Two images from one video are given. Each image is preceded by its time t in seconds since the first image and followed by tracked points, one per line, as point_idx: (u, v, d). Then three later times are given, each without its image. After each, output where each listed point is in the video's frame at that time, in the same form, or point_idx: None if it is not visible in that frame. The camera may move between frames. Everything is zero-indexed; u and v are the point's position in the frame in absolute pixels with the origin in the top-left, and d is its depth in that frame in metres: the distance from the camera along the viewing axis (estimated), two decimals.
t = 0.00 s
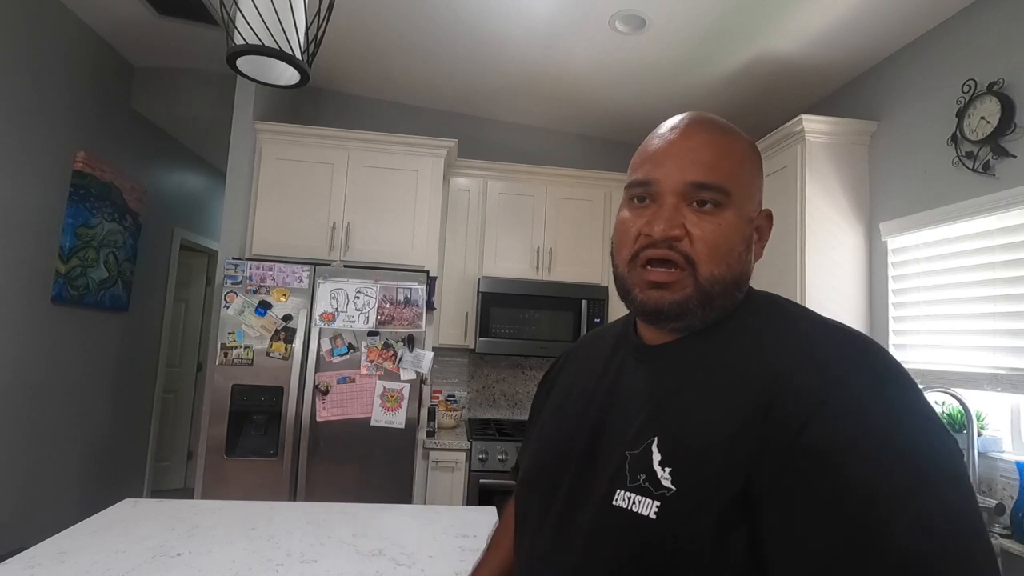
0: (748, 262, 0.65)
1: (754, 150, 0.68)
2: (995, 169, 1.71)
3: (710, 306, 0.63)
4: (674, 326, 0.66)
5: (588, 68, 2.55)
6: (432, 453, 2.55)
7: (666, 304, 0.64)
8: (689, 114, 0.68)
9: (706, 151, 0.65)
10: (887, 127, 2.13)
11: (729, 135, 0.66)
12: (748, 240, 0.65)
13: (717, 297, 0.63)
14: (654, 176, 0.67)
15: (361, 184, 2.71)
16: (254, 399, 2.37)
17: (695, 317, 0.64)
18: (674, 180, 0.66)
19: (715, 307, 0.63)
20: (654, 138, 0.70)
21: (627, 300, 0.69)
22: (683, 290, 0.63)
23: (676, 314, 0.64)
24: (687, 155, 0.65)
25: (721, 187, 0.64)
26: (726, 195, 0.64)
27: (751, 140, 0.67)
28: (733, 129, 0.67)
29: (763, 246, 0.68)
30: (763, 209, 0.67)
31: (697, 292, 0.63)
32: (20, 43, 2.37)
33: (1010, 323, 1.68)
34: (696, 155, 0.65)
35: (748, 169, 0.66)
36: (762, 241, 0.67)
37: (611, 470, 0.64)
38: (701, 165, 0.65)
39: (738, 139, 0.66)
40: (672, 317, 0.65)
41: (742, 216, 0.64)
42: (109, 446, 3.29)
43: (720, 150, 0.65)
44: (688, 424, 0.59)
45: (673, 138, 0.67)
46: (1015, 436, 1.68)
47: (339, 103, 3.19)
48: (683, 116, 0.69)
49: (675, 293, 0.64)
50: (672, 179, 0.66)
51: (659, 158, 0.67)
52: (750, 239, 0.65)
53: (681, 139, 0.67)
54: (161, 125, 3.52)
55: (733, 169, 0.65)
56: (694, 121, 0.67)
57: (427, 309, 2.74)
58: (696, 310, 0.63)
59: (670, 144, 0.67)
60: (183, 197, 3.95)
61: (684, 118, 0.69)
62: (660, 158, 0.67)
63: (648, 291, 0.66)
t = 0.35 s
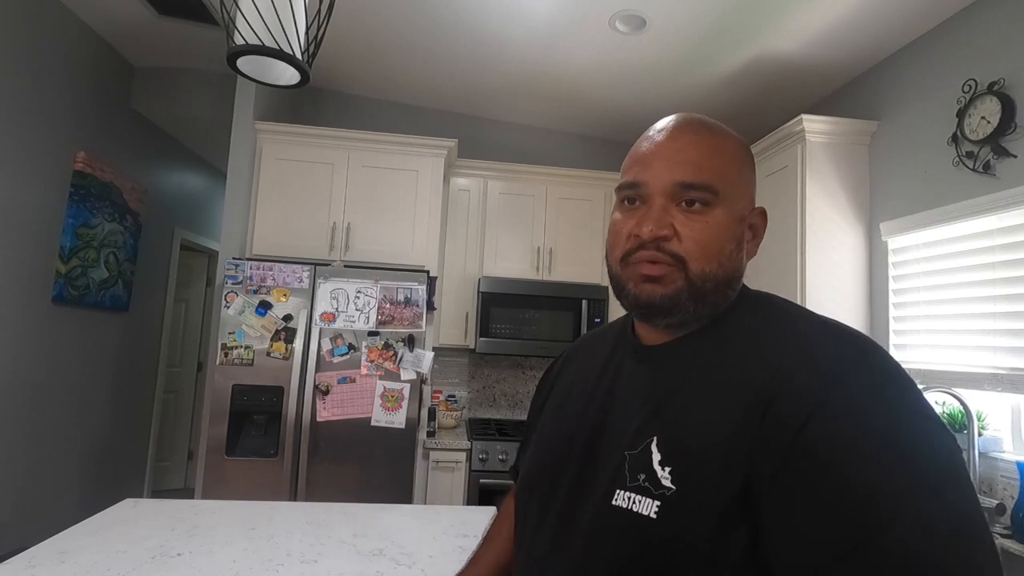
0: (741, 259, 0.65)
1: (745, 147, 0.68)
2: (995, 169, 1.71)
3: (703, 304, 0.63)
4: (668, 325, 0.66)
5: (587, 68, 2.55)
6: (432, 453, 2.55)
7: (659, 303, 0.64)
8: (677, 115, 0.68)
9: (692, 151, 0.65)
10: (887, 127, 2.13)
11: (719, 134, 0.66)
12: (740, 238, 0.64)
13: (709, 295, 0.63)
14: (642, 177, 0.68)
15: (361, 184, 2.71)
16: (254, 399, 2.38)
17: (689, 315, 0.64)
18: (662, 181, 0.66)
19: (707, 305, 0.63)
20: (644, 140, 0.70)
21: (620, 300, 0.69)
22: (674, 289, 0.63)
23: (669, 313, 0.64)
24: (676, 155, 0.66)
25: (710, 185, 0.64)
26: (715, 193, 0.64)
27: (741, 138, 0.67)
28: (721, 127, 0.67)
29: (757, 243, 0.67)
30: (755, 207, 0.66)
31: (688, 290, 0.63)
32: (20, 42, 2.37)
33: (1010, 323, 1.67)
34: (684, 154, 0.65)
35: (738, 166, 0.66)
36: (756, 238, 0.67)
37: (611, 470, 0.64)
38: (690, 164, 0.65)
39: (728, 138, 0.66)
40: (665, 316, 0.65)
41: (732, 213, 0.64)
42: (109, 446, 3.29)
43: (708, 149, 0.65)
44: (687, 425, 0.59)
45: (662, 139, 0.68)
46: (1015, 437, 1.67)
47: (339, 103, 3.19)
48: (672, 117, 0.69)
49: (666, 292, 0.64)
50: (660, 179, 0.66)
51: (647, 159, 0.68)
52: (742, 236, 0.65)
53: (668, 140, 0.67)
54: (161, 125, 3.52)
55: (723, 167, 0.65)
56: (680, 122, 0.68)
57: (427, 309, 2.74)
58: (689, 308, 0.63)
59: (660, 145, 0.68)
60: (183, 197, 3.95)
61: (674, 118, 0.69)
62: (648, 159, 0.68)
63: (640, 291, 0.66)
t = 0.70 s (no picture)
0: (711, 250, 0.64)
1: (707, 136, 0.67)
2: (996, 169, 1.71)
3: (674, 299, 0.63)
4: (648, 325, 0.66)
5: (588, 68, 2.55)
6: (432, 453, 2.55)
7: (629, 305, 0.65)
8: (633, 124, 0.70)
9: (642, 156, 0.67)
10: (887, 127, 2.13)
11: (669, 133, 0.66)
12: (705, 229, 0.64)
13: (677, 289, 0.63)
14: (602, 189, 0.70)
15: (362, 185, 2.71)
16: (254, 399, 2.38)
17: (663, 314, 0.64)
18: (617, 189, 0.68)
19: (678, 301, 0.63)
20: (606, 153, 0.73)
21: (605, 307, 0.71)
22: (640, 290, 0.64)
23: (643, 313, 0.65)
24: (627, 163, 0.67)
25: (659, 185, 0.65)
26: (666, 192, 0.64)
27: (699, 130, 0.67)
28: (672, 125, 0.67)
29: (738, 230, 0.66)
30: (723, 195, 0.65)
31: (655, 290, 0.63)
32: (20, 42, 2.37)
33: (1010, 323, 1.67)
34: (636, 160, 0.67)
35: (694, 157, 0.65)
36: (733, 224, 0.65)
37: (616, 471, 0.64)
38: (640, 169, 0.66)
39: (681, 133, 0.66)
40: (641, 317, 0.65)
41: (690, 207, 0.64)
42: (109, 446, 3.29)
43: (657, 151, 0.66)
44: (692, 425, 0.59)
45: (618, 150, 0.70)
46: (1015, 437, 1.67)
47: (339, 103, 3.19)
48: (629, 127, 0.71)
49: (634, 293, 0.65)
50: (615, 188, 0.68)
51: (605, 172, 0.70)
52: (707, 226, 0.64)
53: (621, 150, 0.69)
54: (161, 125, 3.52)
55: (676, 164, 0.65)
56: (634, 130, 0.69)
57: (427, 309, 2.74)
58: (659, 307, 0.64)
59: (615, 156, 0.70)
60: (183, 197, 3.95)
61: (629, 128, 0.71)
62: (607, 171, 0.70)
63: (612, 296, 0.67)
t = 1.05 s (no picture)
0: (716, 253, 0.65)
1: (704, 139, 0.68)
2: (996, 169, 1.71)
3: (681, 305, 0.64)
4: (654, 329, 0.66)
5: (588, 68, 2.55)
6: (433, 453, 2.55)
7: (638, 313, 0.65)
8: (631, 130, 0.70)
9: (642, 162, 0.67)
10: (888, 126, 2.13)
11: (668, 138, 0.67)
12: (709, 232, 0.64)
13: (685, 294, 0.64)
14: (604, 196, 0.70)
15: (362, 185, 2.71)
16: (254, 399, 2.38)
17: (671, 317, 0.65)
18: (619, 195, 0.68)
19: (686, 304, 0.64)
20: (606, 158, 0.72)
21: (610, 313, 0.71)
22: (648, 295, 0.64)
23: (651, 320, 0.65)
24: (628, 169, 0.67)
25: (663, 190, 0.65)
26: (670, 196, 0.64)
27: (696, 133, 0.67)
28: (671, 129, 0.68)
29: (738, 232, 0.67)
30: (724, 197, 0.66)
31: (663, 295, 0.64)
32: (20, 42, 2.37)
33: (1011, 323, 1.67)
34: (637, 166, 0.67)
35: (695, 161, 0.65)
36: (734, 226, 0.66)
37: (613, 467, 0.64)
38: (641, 175, 0.66)
39: (679, 138, 0.66)
40: (648, 322, 0.66)
41: (694, 211, 0.64)
42: (109, 446, 3.29)
43: (659, 156, 0.66)
44: (688, 422, 0.59)
45: (618, 156, 0.70)
46: (1015, 436, 1.67)
47: (339, 103, 3.19)
48: (627, 132, 0.71)
49: (641, 299, 0.65)
50: (618, 194, 0.68)
51: (606, 178, 0.70)
52: (711, 230, 0.64)
53: (621, 156, 0.69)
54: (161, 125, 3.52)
55: (677, 169, 0.65)
56: (631, 136, 0.70)
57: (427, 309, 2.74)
58: (667, 312, 0.64)
59: (615, 162, 0.70)
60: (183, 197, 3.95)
61: (627, 134, 0.71)
62: (608, 177, 0.70)
63: (619, 302, 0.67)
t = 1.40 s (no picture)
0: (718, 255, 0.65)
1: (720, 140, 0.67)
2: (996, 169, 1.71)
3: (677, 300, 0.64)
4: (650, 324, 0.67)
5: (588, 68, 2.55)
6: (432, 453, 2.55)
7: (634, 305, 0.66)
8: (648, 124, 0.70)
9: (655, 157, 0.67)
10: (888, 126, 2.13)
11: (683, 135, 0.66)
12: (713, 234, 0.64)
13: (681, 291, 0.64)
14: (613, 187, 0.70)
15: (362, 185, 2.71)
16: (254, 399, 2.38)
17: (668, 313, 0.65)
18: (628, 188, 0.68)
19: (683, 302, 0.64)
20: (620, 150, 0.72)
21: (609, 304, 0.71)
22: (645, 289, 0.65)
23: (646, 312, 0.66)
24: (640, 163, 0.67)
25: (672, 187, 0.65)
26: (678, 194, 0.65)
27: (713, 134, 0.67)
28: (687, 126, 0.67)
29: (744, 237, 0.66)
30: (733, 201, 0.66)
31: (659, 290, 0.64)
32: (20, 42, 2.37)
33: (1011, 322, 1.67)
34: (649, 161, 0.67)
35: (708, 162, 0.65)
36: (740, 230, 0.66)
37: (615, 467, 0.64)
38: (652, 170, 0.66)
39: (695, 137, 0.66)
40: (644, 316, 0.66)
41: (700, 211, 0.64)
42: (109, 446, 3.29)
43: (672, 152, 0.66)
44: (690, 422, 0.59)
45: (631, 149, 0.69)
46: (1016, 436, 1.67)
47: (339, 103, 3.19)
48: (644, 126, 0.71)
49: (638, 292, 0.66)
50: (627, 187, 0.68)
51: (617, 170, 0.70)
52: (716, 232, 0.65)
53: (633, 149, 0.69)
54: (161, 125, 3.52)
55: (688, 167, 0.65)
56: (647, 130, 0.69)
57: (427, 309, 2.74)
58: (663, 307, 0.65)
59: (628, 155, 0.69)
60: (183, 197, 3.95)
61: (644, 127, 0.70)
62: (619, 169, 0.70)
63: (617, 293, 0.68)
